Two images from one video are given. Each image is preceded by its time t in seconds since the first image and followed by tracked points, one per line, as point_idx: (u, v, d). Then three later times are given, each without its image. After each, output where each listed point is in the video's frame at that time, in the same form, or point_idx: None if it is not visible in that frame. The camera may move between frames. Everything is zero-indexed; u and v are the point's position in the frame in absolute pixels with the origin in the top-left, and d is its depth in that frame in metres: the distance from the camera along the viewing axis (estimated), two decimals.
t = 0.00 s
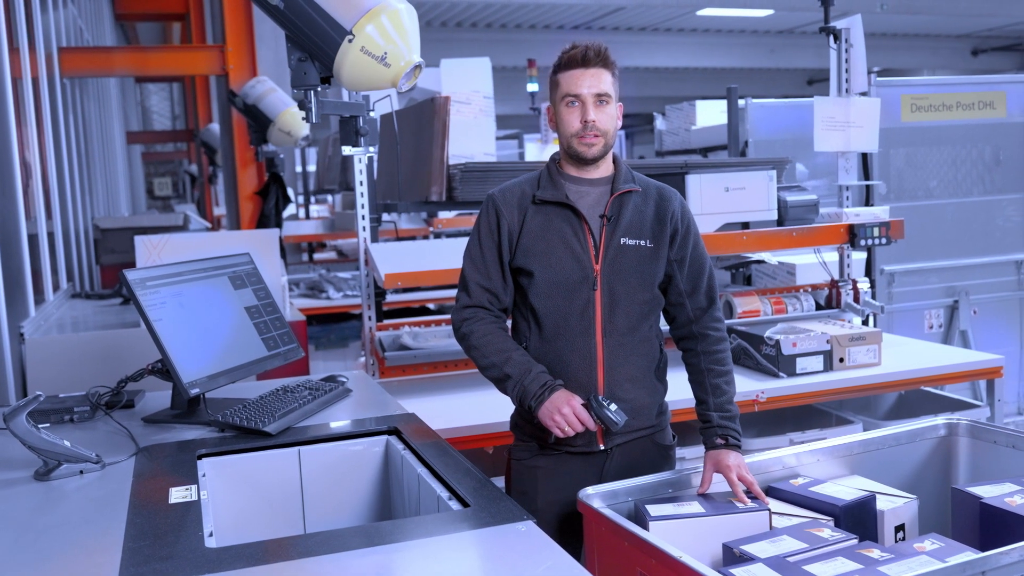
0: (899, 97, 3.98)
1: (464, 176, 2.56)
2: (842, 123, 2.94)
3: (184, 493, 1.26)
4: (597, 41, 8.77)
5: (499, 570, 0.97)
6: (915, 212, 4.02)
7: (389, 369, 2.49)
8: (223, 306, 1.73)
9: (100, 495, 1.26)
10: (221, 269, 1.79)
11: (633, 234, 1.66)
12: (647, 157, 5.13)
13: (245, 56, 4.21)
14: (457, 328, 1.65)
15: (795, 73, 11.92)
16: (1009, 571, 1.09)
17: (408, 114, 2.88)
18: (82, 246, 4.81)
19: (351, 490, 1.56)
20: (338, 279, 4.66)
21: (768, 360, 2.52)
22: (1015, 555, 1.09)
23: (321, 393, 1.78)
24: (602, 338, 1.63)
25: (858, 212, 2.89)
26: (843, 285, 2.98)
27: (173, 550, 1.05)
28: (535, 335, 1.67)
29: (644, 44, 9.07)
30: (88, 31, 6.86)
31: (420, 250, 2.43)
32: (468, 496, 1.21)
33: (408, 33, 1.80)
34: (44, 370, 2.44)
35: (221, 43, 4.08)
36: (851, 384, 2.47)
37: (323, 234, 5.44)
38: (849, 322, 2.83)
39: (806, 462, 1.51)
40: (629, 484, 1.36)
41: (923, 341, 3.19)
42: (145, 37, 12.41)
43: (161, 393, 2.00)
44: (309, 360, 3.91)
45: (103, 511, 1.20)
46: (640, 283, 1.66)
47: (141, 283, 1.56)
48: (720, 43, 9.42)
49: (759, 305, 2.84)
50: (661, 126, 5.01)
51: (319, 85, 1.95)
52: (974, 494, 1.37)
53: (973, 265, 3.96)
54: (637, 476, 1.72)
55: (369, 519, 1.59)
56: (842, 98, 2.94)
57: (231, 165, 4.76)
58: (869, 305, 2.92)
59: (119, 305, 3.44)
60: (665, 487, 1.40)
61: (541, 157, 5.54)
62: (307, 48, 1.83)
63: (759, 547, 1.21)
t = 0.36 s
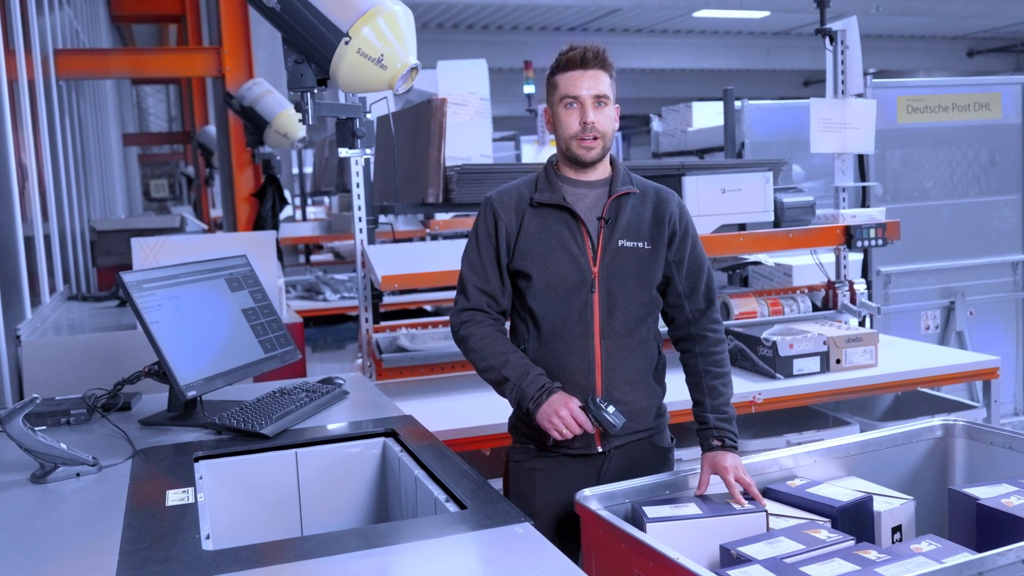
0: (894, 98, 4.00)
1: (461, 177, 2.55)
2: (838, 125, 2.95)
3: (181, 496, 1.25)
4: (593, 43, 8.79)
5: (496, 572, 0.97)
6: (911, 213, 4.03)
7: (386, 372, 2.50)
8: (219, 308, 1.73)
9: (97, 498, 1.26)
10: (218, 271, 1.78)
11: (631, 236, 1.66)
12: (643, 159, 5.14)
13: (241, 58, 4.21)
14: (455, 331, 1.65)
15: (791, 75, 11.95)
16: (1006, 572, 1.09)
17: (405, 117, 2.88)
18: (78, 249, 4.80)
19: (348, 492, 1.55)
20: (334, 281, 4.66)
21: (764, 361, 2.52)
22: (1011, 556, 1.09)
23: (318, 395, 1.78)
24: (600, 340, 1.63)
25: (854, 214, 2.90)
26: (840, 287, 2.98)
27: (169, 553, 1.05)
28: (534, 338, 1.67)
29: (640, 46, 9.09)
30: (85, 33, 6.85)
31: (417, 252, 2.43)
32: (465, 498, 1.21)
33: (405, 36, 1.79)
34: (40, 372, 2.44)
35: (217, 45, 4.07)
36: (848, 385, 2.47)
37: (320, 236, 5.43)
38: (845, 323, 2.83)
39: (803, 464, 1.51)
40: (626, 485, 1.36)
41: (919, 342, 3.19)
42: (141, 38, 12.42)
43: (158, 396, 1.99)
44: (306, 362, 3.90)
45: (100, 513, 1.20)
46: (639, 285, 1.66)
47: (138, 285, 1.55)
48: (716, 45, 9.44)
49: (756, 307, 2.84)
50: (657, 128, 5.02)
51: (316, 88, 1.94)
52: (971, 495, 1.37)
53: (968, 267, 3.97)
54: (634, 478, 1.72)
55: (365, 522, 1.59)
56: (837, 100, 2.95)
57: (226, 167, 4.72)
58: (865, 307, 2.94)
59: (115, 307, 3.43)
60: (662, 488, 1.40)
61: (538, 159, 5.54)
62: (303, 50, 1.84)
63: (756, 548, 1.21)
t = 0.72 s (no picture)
0: (894, 101, 4.00)
1: (460, 180, 2.55)
2: (837, 127, 2.95)
3: (180, 498, 1.25)
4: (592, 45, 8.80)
5: None
6: (911, 216, 4.03)
7: (386, 374, 2.50)
8: (219, 311, 1.73)
9: (96, 501, 1.26)
10: (217, 273, 1.78)
11: (631, 238, 1.66)
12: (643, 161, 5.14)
13: (242, 60, 4.21)
14: (456, 334, 1.65)
15: (791, 77, 11.96)
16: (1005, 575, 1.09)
17: (405, 119, 2.89)
18: (78, 250, 4.80)
19: (347, 495, 1.55)
20: (334, 283, 4.66)
21: (764, 364, 2.52)
22: (1010, 559, 1.09)
23: (318, 397, 1.78)
24: (601, 343, 1.63)
25: (853, 216, 2.89)
26: (839, 289, 2.97)
27: (168, 555, 1.05)
28: (535, 340, 1.67)
29: (640, 49, 9.10)
30: (85, 35, 6.85)
31: (417, 254, 2.43)
32: (464, 501, 1.21)
33: (405, 38, 1.80)
34: (39, 374, 2.44)
35: (217, 47, 4.08)
36: (848, 388, 2.46)
37: (319, 238, 5.44)
38: (844, 326, 2.83)
39: (802, 467, 1.51)
40: (625, 488, 1.36)
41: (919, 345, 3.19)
42: (142, 40, 12.43)
43: (157, 398, 1.99)
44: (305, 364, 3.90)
45: (98, 515, 1.20)
46: (640, 287, 1.66)
47: (137, 287, 1.55)
48: (716, 47, 9.44)
49: (756, 310, 2.85)
50: (657, 131, 5.02)
51: (315, 90, 1.95)
52: (970, 498, 1.37)
53: (967, 269, 3.98)
54: (634, 480, 1.72)
55: (364, 524, 1.59)
56: (837, 103, 2.95)
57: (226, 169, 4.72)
58: (865, 309, 2.90)
59: (114, 309, 3.43)
60: (661, 490, 1.40)
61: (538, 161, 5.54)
62: (304, 53, 1.83)
63: (755, 551, 1.21)
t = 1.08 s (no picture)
0: (895, 101, 4.00)
1: (460, 180, 2.54)
2: (838, 127, 2.95)
3: (179, 499, 1.25)
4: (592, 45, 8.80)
5: None
6: (911, 216, 4.03)
7: (386, 374, 2.50)
8: (218, 311, 1.73)
9: (95, 501, 1.26)
10: (217, 274, 1.78)
11: (631, 239, 1.66)
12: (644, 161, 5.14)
13: (242, 60, 4.21)
14: (457, 335, 1.65)
15: (791, 77, 11.96)
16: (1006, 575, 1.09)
17: (405, 119, 2.88)
18: (78, 250, 4.80)
19: (347, 495, 1.55)
20: (334, 283, 4.66)
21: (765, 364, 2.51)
22: (1011, 560, 1.09)
23: (318, 397, 1.77)
24: (601, 344, 1.63)
25: (854, 217, 2.88)
26: (839, 289, 2.98)
27: (168, 556, 1.05)
28: (535, 341, 1.67)
29: (641, 49, 9.09)
30: (86, 36, 6.85)
31: (417, 255, 2.43)
32: (464, 501, 1.21)
33: (404, 38, 1.80)
34: (39, 375, 2.44)
35: (218, 47, 4.08)
36: (848, 388, 2.46)
37: (320, 238, 5.44)
38: (845, 326, 2.83)
39: (802, 467, 1.51)
40: (625, 488, 1.36)
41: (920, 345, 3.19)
42: (143, 41, 12.44)
43: (157, 399, 1.99)
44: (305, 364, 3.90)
45: (98, 516, 1.19)
46: (640, 289, 1.66)
47: (136, 288, 1.55)
48: (716, 47, 9.44)
49: (756, 310, 2.84)
50: (657, 131, 5.02)
51: (316, 90, 1.95)
52: (971, 499, 1.37)
53: (968, 269, 3.97)
54: (634, 481, 1.72)
55: (364, 524, 1.59)
56: (837, 103, 2.95)
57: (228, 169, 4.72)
58: (865, 309, 2.92)
59: (115, 309, 3.43)
60: (660, 491, 1.40)
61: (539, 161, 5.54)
62: (304, 54, 1.83)
63: (755, 551, 1.21)
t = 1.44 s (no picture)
0: (895, 99, 4.00)
1: (460, 178, 2.55)
2: (838, 125, 2.95)
3: (178, 497, 1.25)
4: (592, 44, 8.79)
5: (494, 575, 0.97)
6: (912, 214, 4.03)
7: (386, 373, 2.51)
8: (218, 310, 1.72)
9: (94, 500, 1.26)
10: (216, 272, 1.78)
11: (629, 242, 1.65)
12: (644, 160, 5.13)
13: (243, 59, 4.21)
14: (456, 329, 1.65)
15: (792, 76, 11.95)
16: (1005, 574, 1.08)
17: (405, 117, 2.88)
18: (79, 249, 4.80)
19: (346, 494, 1.55)
20: (335, 282, 4.66)
21: (765, 362, 2.51)
22: (1010, 558, 1.09)
23: (317, 396, 1.77)
24: (598, 343, 1.63)
25: (854, 216, 2.89)
26: (840, 288, 2.96)
27: (166, 554, 1.05)
28: (533, 338, 1.67)
29: (641, 47, 9.08)
30: (86, 34, 6.85)
31: (417, 253, 2.43)
32: (462, 500, 1.21)
33: (404, 36, 1.79)
34: (39, 374, 2.44)
35: (218, 46, 4.07)
36: (848, 387, 2.46)
37: (320, 237, 5.44)
38: (845, 324, 2.82)
39: (802, 465, 1.50)
40: (624, 487, 1.36)
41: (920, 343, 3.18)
42: (143, 40, 12.45)
43: (157, 397, 1.99)
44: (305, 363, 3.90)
45: (97, 515, 1.19)
46: (636, 291, 1.66)
47: (135, 286, 1.55)
48: (717, 46, 9.43)
49: (756, 308, 2.83)
50: (658, 130, 5.02)
51: (315, 88, 1.95)
52: (970, 497, 1.37)
53: (969, 268, 3.96)
54: (633, 480, 1.72)
55: (363, 523, 1.59)
56: (838, 101, 2.94)
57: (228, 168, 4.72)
58: (865, 308, 2.92)
59: (115, 308, 3.43)
60: (659, 489, 1.39)
61: (539, 160, 5.53)
62: (303, 52, 1.83)
63: (754, 550, 1.21)
